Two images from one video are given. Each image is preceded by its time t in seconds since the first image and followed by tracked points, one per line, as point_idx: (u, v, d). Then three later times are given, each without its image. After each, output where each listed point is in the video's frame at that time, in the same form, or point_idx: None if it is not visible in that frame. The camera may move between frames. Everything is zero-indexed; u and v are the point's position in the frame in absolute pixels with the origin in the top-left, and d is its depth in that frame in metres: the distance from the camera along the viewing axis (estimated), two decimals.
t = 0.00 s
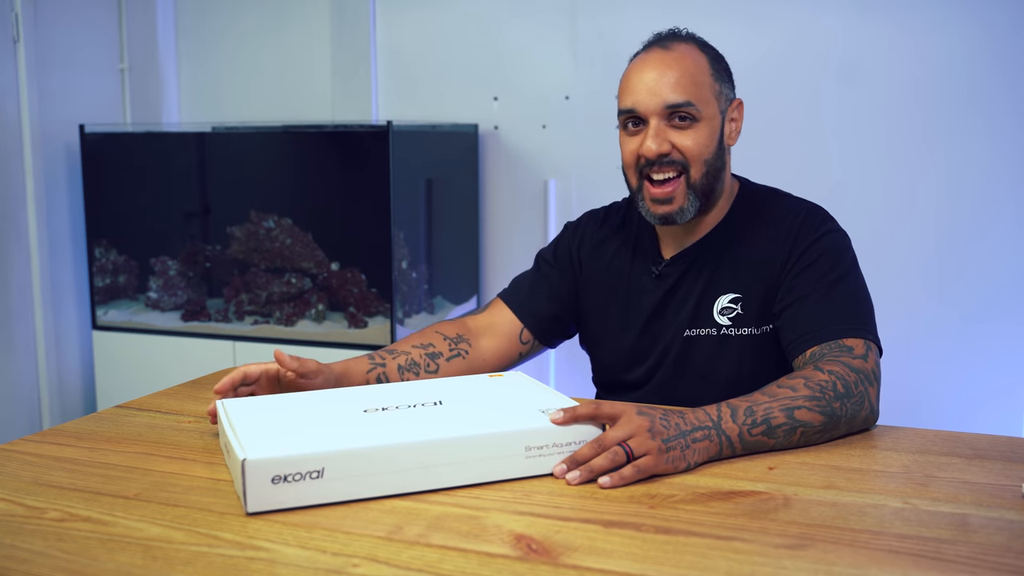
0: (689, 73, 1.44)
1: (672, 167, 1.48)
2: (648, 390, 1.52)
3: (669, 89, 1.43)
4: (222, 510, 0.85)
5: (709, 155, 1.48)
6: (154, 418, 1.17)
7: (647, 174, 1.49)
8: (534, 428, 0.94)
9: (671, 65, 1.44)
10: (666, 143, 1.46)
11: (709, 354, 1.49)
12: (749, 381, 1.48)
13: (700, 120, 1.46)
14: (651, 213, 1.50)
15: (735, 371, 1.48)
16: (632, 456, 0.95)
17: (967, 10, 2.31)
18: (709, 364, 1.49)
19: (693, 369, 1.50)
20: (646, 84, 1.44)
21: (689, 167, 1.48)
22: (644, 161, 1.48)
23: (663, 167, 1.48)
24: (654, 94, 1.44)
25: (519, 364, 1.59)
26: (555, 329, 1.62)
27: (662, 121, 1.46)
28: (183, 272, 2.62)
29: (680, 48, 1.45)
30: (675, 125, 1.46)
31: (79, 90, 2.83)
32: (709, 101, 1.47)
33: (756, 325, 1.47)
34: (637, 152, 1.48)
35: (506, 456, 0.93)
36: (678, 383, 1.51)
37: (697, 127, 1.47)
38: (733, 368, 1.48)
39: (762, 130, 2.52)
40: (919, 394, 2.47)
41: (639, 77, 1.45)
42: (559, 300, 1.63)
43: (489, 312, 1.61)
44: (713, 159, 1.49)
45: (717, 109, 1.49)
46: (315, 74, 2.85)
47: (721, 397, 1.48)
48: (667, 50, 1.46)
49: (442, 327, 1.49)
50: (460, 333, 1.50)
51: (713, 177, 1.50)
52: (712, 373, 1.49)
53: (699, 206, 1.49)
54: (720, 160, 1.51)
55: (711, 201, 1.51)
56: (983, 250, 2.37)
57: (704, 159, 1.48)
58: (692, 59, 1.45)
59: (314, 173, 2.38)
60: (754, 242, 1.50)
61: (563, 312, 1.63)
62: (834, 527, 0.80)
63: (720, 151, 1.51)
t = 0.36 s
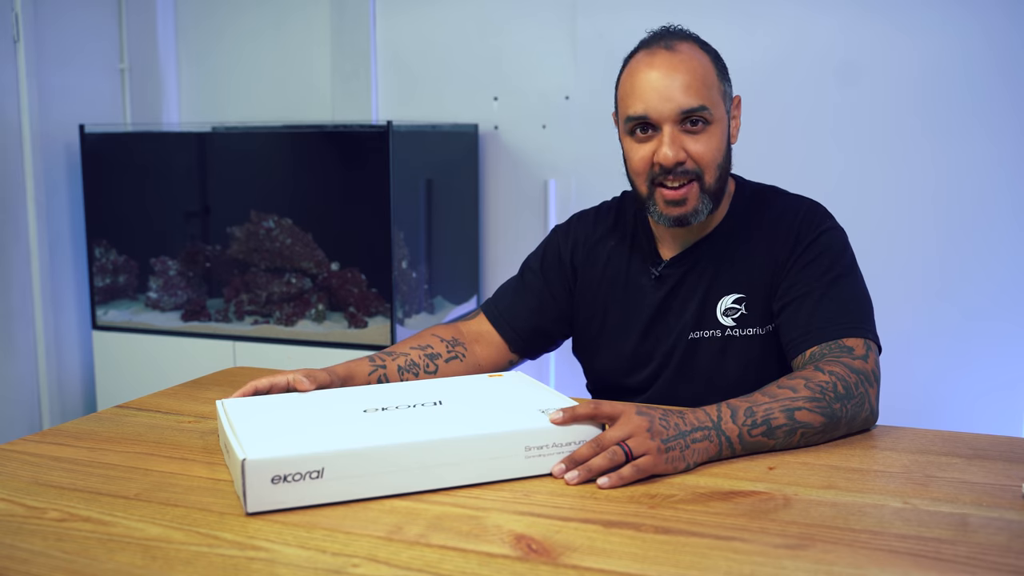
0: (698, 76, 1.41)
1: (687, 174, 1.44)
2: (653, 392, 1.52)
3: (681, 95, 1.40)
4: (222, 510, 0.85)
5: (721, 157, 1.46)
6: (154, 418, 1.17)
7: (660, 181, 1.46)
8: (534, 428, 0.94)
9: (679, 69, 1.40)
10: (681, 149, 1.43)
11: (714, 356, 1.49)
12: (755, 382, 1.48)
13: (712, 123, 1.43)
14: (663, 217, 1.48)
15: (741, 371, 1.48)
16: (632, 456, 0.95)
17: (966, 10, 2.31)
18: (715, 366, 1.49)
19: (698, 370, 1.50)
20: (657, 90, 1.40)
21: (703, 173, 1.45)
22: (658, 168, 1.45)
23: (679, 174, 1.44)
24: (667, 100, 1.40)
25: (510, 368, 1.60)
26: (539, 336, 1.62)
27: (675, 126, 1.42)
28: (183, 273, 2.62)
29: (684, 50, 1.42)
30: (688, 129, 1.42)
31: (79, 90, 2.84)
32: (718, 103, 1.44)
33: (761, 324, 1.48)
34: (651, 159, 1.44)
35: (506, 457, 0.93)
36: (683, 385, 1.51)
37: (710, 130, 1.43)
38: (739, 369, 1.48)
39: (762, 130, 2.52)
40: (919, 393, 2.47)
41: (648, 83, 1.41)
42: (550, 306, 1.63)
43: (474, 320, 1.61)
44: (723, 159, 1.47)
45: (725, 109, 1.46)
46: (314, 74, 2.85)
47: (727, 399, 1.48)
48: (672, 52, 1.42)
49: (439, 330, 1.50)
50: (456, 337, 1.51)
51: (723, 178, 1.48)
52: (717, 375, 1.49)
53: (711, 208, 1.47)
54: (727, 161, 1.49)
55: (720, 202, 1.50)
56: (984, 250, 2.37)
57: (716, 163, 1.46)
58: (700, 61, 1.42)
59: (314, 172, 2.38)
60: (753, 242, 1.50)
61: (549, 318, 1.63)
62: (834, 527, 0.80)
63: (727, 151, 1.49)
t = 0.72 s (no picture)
0: (685, 87, 1.39)
1: (679, 187, 1.43)
2: (650, 395, 1.52)
3: (668, 108, 1.38)
4: (223, 510, 0.85)
5: (712, 165, 1.45)
6: (154, 418, 1.17)
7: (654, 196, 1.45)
8: (534, 428, 0.94)
9: (665, 80, 1.39)
10: (672, 163, 1.42)
11: (711, 359, 1.49)
12: (753, 384, 1.48)
13: (702, 133, 1.41)
14: (660, 229, 1.47)
15: (739, 374, 1.48)
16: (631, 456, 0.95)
17: (966, 10, 2.31)
18: (711, 369, 1.49)
19: (695, 374, 1.50)
20: (645, 105, 1.39)
21: (695, 184, 1.43)
22: (650, 183, 1.43)
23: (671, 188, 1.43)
24: (654, 114, 1.39)
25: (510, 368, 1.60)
26: (536, 338, 1.63)
27: (665, 140, 1.41)
28: (183, 273, 2.62)
29: (668, 60, 1.41)
30: (678, 142, 1.41)
31: (79, 90, 2.84)
32: (707, 112, 1.42)
33: (758, 327, 1.48)
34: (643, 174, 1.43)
35: (506, 457, 0.93)
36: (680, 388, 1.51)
37: (700, 140, 1.42)
38: (736, 373, 1.48)
39: (761, 130, 2.52)
40: (918, 393, 2.47)
41: (634, 97, 1.40)
42: (546, 308, 1.63)
43: (473, 321, 1.62)
44: (715, 168, 1.46)
45: (714, 117, 1.45)
46: (315, 74, 2.85)
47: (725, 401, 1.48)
48: (657, 63, 1.41)
49: (437, 329, 1.51)
50: (455, 337, 1.51)
51: (715, 186, 1.47)
52: (714, 378, 1.49)
53: (705, 217, 1.47)
54: (719, 167, 1.48)
55: (714, 210, 1.49)
56: (984, 251, 2.37)
57: (707, 172, 1.44)
58: (685, 73, 1.41)
59: (314, 172, 2.38)
60: (750, 244, 1.50)
61: (546, 320, 1.63)
62: (834, 527, 0.80)
63: (719, 157, 1.48)
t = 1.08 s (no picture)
0: (683, 82, 1.40)
1: (672, 182, 1.42)
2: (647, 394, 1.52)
3: (664, 102, 1.39)
4: (222, 510, 0.85)
5: (708, 162, 1.44)
6: (153, 418, 1.17)
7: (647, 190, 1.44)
8: (534, 428, 0.94)
9: (663, 75, 1.40)
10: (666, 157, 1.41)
11: (708, 358, 1.49)
12: (749, 385, 1.48)
13: (698, 129, 1.41)
14: (652, 223, 1.46)
15: (735, 374, 1.48)
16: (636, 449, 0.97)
17: (966, 10, 2.31)
18: (708, 369, 1.49)
19: (692, 373, 1.50)
20: (641, 98, 1.39)
21: (688, 180, 1.43)
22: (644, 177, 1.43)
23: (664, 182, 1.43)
24: (650, 108, 1.39)
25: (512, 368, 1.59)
26: (539, 337, 1.62)
27: (660, 134, 1.41)
28: (183, 272, 2.62)
29: (669, 56, 1.42)
30: (673, 137, 1.41)
31: (79, 90, 2.84)
32: (704, 108, 1.43)
33: (754, 327, 1.47)
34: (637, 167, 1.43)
35: (506, 456, 0.93)
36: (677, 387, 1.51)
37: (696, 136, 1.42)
38: (733, 373, 1.48)
39: (761, 130, 2.52)
40: (917, 392, 2.47)
41: (632, 91, 1.40)
42: (549, 306, 1.63)
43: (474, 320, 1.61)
44: (710, 166, 1.45)
45: (712, 115, 1.45)
46: (315, 74, 2.85)
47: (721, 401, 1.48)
48: (657, 59, 1.42)
49: (447, 331, 1.50)
50: (464, 340, 1.51)
51: (711, 184, 1.46)
52: (711, 377, 1.49)
53: (699, 213, 1.46)
54: (715, 165, 1.47)
55: (708, 208, 1.48)
56: (984, 251, 2.37)
57: (702, 169, 1.44)
58: (683, 69, 1.41)
59: (314, 172, 2.38)
60: (747, 243, 1.50)
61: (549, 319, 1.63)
62: (834, 527, 0.80)
63: (716, 156, 1.47)
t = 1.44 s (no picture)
0: (685, 58, 1.48)
1: (664, 150, 1.48)
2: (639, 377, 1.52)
3: (666, 73, 1.47)
4: (223, 510, 0.85)
5: (705, 139, 1.50)
6: (154, 418, 1.17)
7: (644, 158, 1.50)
8: (534, 427, 0.94)
9: (668, 51, 1.48)
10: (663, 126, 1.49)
11: (702, 342, 1.48)
12: (743, 372, 1.47)
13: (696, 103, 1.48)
14: (645, 192, 1.51)
15: (727, 359, 1.47)
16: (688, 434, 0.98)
17: (966, 10, 2.32)
18: (700, 354, 1.48)
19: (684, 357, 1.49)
20: (645, 68, 1.48)
21: (681, 152, 1.48)
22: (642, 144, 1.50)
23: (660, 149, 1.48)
24: (652, 78, 1.48)
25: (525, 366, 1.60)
26: (550, 333, 1.61)
27: (659, 105, 1.49)
28: (183, 272, 2.62)
29: (677, 37, 1.50)
30: (673, 108, 1.48)
31: (79, 90, 2.84)
32: (704, 87, 1.50)
33: (751, 314, 1.47)
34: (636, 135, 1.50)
35: (506, 456, 0.93)
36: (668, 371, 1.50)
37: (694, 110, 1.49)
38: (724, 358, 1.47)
39: (761, 130, 2.52)
40: (917, 392, 2.47)
41: (637, 63, 1.49)
42: (555, 302, 1.62)
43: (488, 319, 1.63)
44: (707, 144, 1.51)
45: (712, 97, 1.52)
46: (315, 74, 2.85)
47: (713, 386, 1.47)
48: (665, 39, 1.51)
49: (459, 329, 1.52)
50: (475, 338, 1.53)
51: (707, 162, 1.50)
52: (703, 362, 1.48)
53: (692, 188, 1.49)
54: (713, 146, 1.52)
55: (704, 186, 1.51)
56: (983, 251, 2.37)
57: (696, 144, 1.49)
58: (685, 49, 1.49)
59: (314, 172, 2.38)
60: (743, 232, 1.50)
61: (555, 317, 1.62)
62: (834, 527, 0.80)
63: (715, 138, 1.53)
